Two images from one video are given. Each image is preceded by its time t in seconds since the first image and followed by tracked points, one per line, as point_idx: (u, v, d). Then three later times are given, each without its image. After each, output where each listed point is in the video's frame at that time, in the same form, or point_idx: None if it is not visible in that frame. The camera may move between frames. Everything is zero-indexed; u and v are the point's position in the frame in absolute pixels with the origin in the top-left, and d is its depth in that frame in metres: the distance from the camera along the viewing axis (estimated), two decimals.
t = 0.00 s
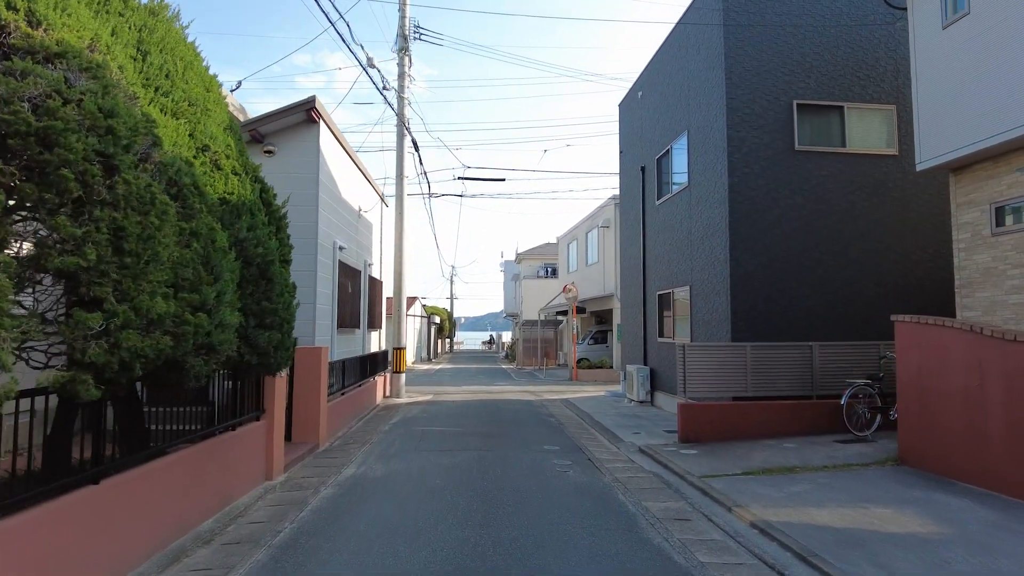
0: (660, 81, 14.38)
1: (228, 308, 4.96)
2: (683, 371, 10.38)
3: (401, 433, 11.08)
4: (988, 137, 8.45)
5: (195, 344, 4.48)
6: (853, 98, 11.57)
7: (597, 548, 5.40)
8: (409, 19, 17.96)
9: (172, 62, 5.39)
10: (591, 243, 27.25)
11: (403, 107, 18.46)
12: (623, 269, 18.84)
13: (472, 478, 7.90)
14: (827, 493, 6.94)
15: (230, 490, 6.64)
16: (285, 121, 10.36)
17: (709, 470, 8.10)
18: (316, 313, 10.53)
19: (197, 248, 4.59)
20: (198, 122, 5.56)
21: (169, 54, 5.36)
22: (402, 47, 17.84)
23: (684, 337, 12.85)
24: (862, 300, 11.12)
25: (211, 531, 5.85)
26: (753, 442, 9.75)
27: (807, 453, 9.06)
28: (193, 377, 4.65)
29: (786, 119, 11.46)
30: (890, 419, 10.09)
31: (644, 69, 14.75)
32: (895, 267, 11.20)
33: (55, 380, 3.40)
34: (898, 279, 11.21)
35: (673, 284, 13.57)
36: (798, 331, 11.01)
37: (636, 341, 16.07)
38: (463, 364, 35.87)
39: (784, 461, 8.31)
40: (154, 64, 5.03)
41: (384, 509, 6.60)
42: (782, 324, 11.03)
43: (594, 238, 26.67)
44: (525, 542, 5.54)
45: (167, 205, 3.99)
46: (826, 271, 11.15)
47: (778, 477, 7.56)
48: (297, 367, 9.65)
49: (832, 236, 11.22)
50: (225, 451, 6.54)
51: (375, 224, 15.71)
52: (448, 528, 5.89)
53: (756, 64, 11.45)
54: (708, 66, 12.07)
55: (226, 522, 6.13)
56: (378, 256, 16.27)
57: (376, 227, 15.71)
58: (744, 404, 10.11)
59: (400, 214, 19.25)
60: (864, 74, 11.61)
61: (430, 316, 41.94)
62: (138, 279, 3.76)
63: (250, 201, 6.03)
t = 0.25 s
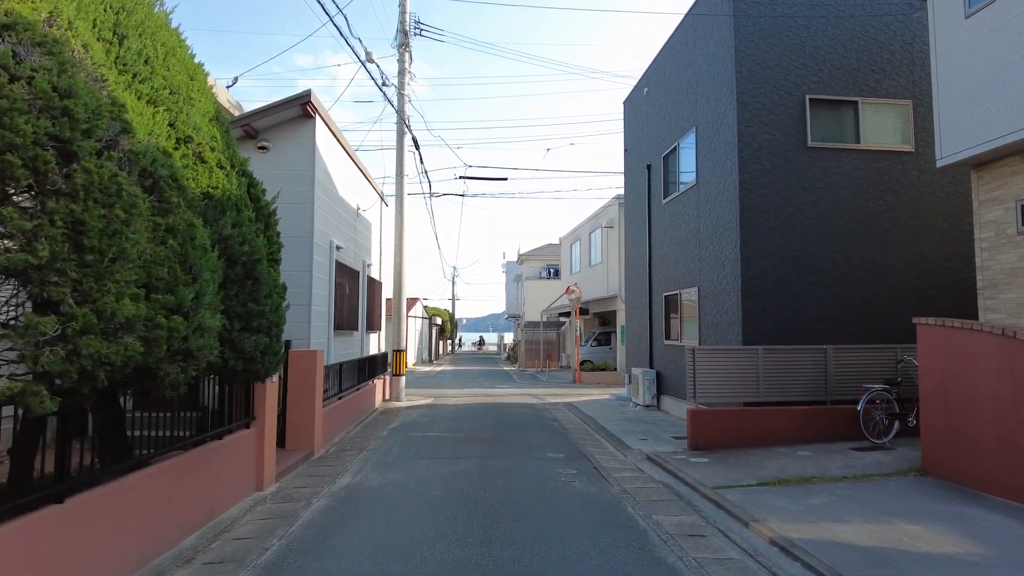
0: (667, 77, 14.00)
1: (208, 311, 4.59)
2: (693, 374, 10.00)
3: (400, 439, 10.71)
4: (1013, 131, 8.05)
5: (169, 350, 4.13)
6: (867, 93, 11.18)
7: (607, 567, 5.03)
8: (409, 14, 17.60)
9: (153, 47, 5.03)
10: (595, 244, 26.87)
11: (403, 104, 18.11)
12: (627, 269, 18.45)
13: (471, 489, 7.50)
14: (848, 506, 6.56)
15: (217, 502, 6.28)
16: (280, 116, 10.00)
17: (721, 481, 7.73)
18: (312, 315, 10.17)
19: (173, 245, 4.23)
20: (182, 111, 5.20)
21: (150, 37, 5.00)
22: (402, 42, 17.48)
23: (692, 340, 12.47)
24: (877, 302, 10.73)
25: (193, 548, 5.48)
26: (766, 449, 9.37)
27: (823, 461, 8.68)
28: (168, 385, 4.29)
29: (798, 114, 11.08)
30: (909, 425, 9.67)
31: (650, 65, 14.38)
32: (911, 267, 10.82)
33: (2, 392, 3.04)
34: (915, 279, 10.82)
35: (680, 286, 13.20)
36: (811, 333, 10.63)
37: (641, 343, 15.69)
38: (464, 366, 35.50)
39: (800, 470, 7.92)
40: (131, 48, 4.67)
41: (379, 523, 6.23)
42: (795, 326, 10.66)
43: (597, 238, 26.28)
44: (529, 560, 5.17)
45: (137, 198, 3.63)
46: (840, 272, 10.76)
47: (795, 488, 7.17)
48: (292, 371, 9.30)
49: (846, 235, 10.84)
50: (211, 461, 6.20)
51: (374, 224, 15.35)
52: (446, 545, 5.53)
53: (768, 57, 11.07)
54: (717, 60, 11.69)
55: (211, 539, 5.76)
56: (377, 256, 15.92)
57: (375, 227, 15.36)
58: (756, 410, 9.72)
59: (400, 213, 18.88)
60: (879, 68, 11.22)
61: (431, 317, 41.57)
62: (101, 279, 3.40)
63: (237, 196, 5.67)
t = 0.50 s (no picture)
0: (674, 67, 13.62)
1: (184, 303, 4.22)
2: (703, 374, 9.60)
3: (399, 440, 10.36)
4: None
5: (138, 344, 3.77)
6: (883, 81, 10.78)
7: None
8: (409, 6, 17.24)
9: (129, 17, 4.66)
10: (598, 241, 26.48)
11: (403, 97, 17.74)
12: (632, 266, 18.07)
13: (472, 493, 7.13)
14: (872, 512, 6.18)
15: (202, 508, 5.92)
16: (273, 105, 9.65)
17: (735, 485, 7.35)
18: (307, 311, 9.81)
19: (144, 230, 3.87)
20: (161, 88, 4.81)
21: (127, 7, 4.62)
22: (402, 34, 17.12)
23: (700, 338, 12.09)
24: (893, 298, 10.34)
25: (173, 558, 5.11)
26: (779, 451, 8.99)
27: (840, 464, 8.29)
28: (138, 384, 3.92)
29: (811, 104, 10.69)
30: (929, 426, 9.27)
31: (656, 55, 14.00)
32: (929, 262, 10.43)
33: None
34: (933, 275, 10.43)
35: (687, 282, 12.82)
36: (825, 330, 10.25)
37: (647, 341, 15.31)
38: (466, 365, 35.14)
39: (818, 474, 7.54)
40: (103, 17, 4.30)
41: (373, 531, 5.86)
42: (808, 323, 10.27)
43: (601, 235, 25.89)
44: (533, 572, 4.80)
45: (97, 174, 3.26)
46: (855, 267, 10.37)
47: (814, 492, 6.79)
48: (286, 370, 8.93)
49: (861, 229, 10.45)
50: (195, 464, 5.84)
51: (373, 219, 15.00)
52: (444, 555, 5.17)
53: (779, 45, 10.68)
54: (726, 48, 11.30)
55: (193, 548, 5.39)
56: (377, 253, 15.56)
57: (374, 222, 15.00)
58: (769, 411, 9.32)
59: (400, 209, 18.53)
60: (895, 56, 10.82)
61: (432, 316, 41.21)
62: (53, 265, 3.04)
63: (221, 181, 5.29)
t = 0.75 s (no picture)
0: (681, 60, 13.23)
1: (155, 303, 3.84)
2: (714, 377, 9.20)
3: (398, 445, 9.98)
4: None
5: (96, 349, 3.39)
6: (899, 73, 10.37)
7: None
8: None
9: None
10: (601, 240, 26.08)
11: (403, 93, 17.38)
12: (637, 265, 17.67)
13: (472, 505, 6.75)
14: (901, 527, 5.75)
15: (183, 521, 5.55)
16: (266, 97, 9.28)
17: (750, 496, 6.95)
18: (302, 311, 9.44)
19: (105, 221, 3.48)
20: (135, 69, 4.42)
21: None
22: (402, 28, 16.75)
23: (709, 340, 11.70)
24: (911, 298, 9.93)
25: None
26: (795, 459, 8.58)
27: (860, 473, 7.88)
28: (99, 392, 3.54)
29: (825, 96, 10.27)
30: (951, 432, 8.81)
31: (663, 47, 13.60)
32: (948, 261, 10.02)
33: None
34: (952, 274, 10.02)
35: (696, 282, 12.42)
36: (841, 332, 9.84)
37: (653, 343, 14.92)
38: (467, 366, 34.76)
39: (838, 484, 7.13)
40: None
41: (365, 548, 5.45)
42: (823, 324, 9.86)
43: (604, 234, 25.48)
44: None
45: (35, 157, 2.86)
46: (872, 266, 9.96)
47: (836, 505, 6.38)
48: (278, 373, 8.57)
49: (877, 226, 10.04)
50: (174, 476, 5.47)
51: (372, 217, 14.63)
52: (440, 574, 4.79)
53: (792, 35, 10.28)
54: (737, 39, 10.90)
55: (171, 568, 5.02)
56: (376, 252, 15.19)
57: (373, 221, 14.64)
58: (785, 417, 8.88)
59: (400, 208, 18.16)
60: (912, 46, 10.40)
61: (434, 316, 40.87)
62: None
63: (201, 172, 4.90)
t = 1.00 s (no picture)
0: (689, 49, 12.83)
1: (123, 297, 3.48)
2: (726, 377, 8.83)
3: (397, 447, 9.64)
4: None
5: (50, 347, 3.05)
6: (918, 60, 9.97)
7: None
8: None
9: None
10: (606, 237, 25.69)
11: (404, 85, 17.00)
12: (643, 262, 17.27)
13: (473, 512, 6.40)
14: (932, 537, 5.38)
15: (165, 530, 5.21)
16: (259, 85, 8.94)
17: (767, 503, 6.59)
18: (297, 308, 9.10)
19: (60, 205, 3.12)
20: (107, 42, 4.04)
21: None
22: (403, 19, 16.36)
23: (719, 338, 11.33)
24: (930, 295, 9.55)
25: None
26: (811, 462, 8.21)
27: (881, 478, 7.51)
28: (57, 395, 3.20)
29: (841, 84, 9.88)
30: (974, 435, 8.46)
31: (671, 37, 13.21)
32: (969, 256, 9.64)
33: None
34: (973, 269, 9.63)
35: (704, 278, 12.05)
36: (857, 330, 9.47)
37: (659, 341, 14.54)
38: (469, 365, 34.40)
39: (860, 490, 6.76)
40: None
41: (359, 559, 5.10)
42: (839, 321, 9.48)
43: (609, 231, 25.09)
44: None
45: None
46: (890, 261, 9.58)
47: (860, 513, 6.01)
48: (272, 372, 8.22)
49: (895, 220, 9.65)
50: (156, 484, 5.12)
51: (371, 212, 14.26)
52: None
53: (806, 21, 9.88)
54: (748, 26, 10.51)
55: None
56: (375, 249, 14.82)
57: (372, 216, 14.27)
58: (800, 418, 8.51)
59: (401, 203, 17.80)
60: (932, 32, 10.00)
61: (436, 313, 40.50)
62: None
63: (180, 155, 4.53)
